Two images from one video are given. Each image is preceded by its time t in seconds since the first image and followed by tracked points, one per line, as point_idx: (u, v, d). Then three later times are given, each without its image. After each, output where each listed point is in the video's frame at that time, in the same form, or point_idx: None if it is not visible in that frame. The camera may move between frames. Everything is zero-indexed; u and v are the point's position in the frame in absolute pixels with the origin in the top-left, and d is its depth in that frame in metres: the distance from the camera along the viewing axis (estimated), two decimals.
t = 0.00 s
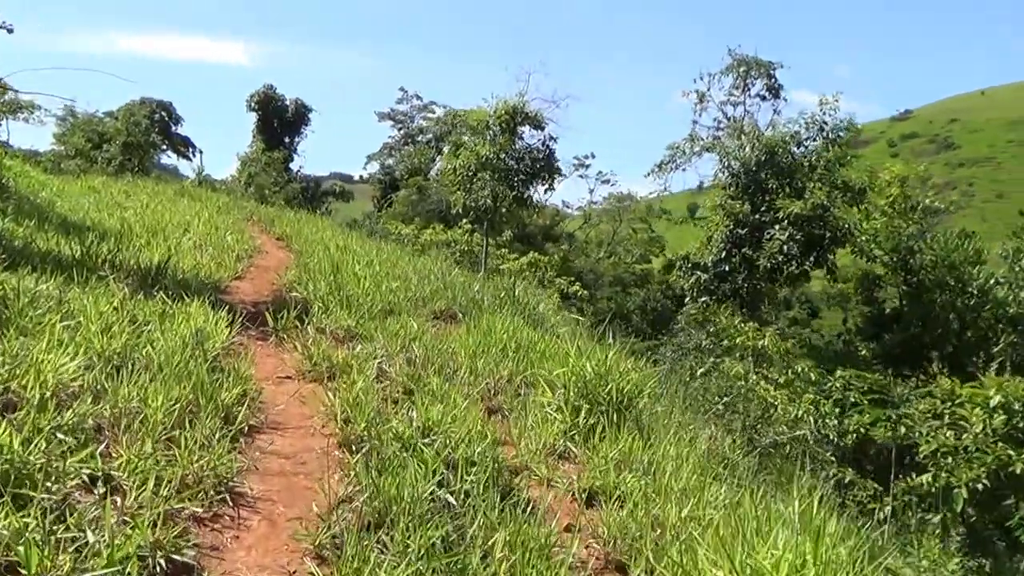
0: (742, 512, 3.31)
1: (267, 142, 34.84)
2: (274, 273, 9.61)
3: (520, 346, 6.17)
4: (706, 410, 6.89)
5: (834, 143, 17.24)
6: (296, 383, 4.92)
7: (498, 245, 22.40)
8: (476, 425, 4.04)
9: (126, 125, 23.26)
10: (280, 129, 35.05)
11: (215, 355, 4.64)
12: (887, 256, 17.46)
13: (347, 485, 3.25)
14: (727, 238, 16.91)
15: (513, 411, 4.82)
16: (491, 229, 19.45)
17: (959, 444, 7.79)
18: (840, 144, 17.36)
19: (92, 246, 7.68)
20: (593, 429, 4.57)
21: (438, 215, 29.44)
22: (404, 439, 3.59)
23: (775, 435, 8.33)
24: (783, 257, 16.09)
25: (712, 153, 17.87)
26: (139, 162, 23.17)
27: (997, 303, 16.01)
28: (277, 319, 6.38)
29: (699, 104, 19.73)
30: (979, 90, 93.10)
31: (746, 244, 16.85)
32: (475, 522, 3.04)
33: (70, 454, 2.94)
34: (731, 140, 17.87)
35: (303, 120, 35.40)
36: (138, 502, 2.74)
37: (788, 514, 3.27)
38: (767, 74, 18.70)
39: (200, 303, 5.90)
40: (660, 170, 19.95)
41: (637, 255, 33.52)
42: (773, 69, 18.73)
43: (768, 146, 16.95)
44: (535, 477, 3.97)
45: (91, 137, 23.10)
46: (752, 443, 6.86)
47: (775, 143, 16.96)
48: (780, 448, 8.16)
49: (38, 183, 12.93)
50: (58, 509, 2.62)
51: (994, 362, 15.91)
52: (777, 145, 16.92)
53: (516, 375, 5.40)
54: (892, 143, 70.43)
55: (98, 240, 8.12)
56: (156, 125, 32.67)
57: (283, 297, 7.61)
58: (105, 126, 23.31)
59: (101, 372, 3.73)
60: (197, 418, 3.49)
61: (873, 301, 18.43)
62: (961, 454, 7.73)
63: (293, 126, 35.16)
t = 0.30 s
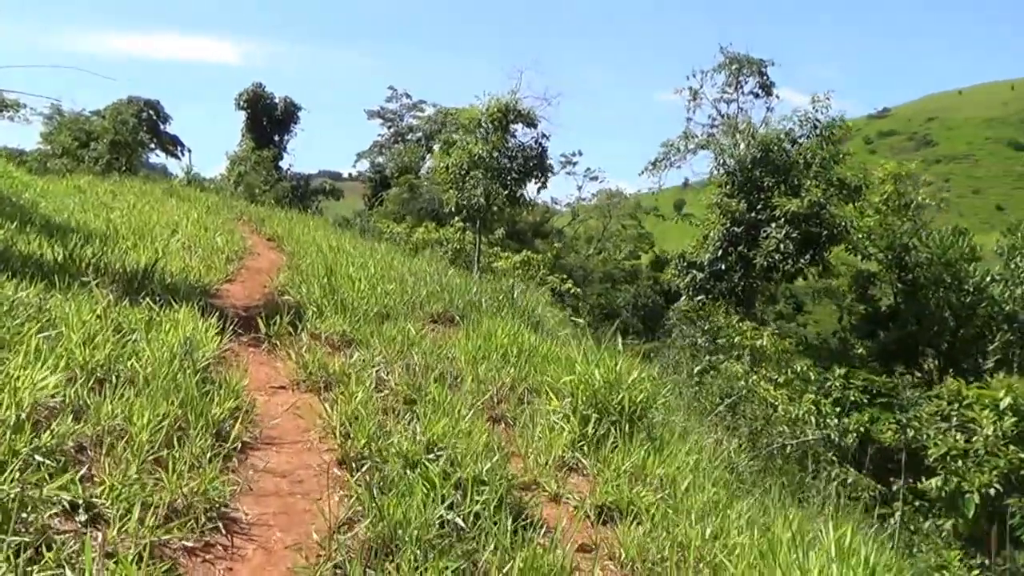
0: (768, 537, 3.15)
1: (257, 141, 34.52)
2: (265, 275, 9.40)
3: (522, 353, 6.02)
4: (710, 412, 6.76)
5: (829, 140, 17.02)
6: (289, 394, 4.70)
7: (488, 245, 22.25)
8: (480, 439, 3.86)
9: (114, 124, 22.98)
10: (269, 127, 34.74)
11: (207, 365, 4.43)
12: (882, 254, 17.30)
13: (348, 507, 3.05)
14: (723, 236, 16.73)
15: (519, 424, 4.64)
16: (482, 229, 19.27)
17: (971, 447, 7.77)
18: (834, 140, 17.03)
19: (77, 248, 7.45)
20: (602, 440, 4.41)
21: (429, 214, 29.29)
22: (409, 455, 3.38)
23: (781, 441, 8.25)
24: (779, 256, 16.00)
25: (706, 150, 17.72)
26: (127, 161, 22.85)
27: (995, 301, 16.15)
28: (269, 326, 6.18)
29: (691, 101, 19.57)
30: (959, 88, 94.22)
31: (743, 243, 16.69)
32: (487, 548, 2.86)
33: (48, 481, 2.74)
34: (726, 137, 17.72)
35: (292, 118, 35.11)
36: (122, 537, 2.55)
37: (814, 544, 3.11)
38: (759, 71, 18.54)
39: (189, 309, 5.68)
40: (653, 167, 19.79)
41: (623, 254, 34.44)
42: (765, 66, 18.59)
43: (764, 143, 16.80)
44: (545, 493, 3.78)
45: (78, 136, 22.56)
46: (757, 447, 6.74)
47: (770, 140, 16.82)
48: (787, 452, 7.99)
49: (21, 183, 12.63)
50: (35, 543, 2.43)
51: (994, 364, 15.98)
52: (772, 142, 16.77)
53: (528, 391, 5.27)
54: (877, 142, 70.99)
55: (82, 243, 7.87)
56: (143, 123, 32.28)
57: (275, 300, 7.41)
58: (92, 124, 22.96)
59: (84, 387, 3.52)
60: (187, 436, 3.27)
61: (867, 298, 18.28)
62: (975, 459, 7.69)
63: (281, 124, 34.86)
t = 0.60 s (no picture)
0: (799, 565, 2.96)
1: (245, 140, 34.20)
2: (256, 276, 9.16)
3: (525, 360, 5.84)
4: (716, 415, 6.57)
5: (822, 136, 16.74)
6: (283, 405, 4.49)
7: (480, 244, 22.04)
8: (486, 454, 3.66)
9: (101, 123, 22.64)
10: (258, 126, 34.41)
11: (196, 376, 4.21)
12: (876, 252, 16.92)
13: (348, 533, 2.85)
14: (719, 234, 16.61)
15: (525, 437, 4.43)
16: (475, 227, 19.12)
17: (980, 449, 7.63)
18: (829, 136, 16.71)
19: (59, 250, 7.19)
20: (613, 452, 4.20)
21: (420, 212, 29.04)
22: (414, 474, 3.17)
23: (785, 445, 8.08)
24: (775, 253, 15.81)
25: (700, 147, 17.54)
26: (114, 160, 22.49)
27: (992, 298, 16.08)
28: (261, 331, 5.96)
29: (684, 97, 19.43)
30: (943, 88, 95.06)
31: (738, 241, 16.58)
32: None
33: (20, 511, 2.54)
34: (719, 133, 17.52)
35: (280, 117, 34.75)
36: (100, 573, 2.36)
37: None
38: (753, 66, 18.36)
39: (177, 315, 5.44)
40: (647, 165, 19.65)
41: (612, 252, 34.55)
42: (758, 61, 18.41)
43: (758, 139, 16.59)
44: (555, 510, 3.57)
45: (64, 135, 22.33)
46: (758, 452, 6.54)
47: (764, 136, 16.61)
48: (792, 456, 7.81)
49: (3, 183, 12.31)
50: None
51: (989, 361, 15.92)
52: (766, 137, 16.57)
53: (531, 405, 5.07)
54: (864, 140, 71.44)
55: (65, 245, 7.62)
56: (130, 122, 31.90)
57: (267, 304, 7.19)
58: (78, 123, 22.65)
59: (64, 403, 3.30)
60: (174, 456, 3.06)
61: (860, 296, 17.67)
62: (988, 464, 7.45)
63: (270, 123, 34.52)
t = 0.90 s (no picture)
0: None
1: (233, 137, 33.84)
2: (245, 276, 8.93)
3: (523, 365, 5.66)
4: (717, 407, 6.43)
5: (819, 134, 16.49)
6: (274, 415, 4.28)
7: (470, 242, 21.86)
8: (489, 475, 3.49)
9: (87, 121, 22.30)
10: (245, 123, 34.07)
11: (183, 386, 4.01)
12: (867, 248, 16.73)
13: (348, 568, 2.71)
14: (712, 232, 16.35)
15: (529, 447, 4.21)
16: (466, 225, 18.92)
17: (986, 449, 7.14)
18: (825, 133, 16.47)
19: (41, 251, 6.94)
20: (622, 463, 3.97)
21: (409, 211, 28.85)
22: (417, 497, 3.01)
23: (786, 446, 7.92)
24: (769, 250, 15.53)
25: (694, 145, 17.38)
26: (100, 158, 22.16)
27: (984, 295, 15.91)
28: (251, 335, 5.75)
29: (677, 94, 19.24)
30: (926, 87, 95.90)
31: (731, 239, 16.32)
32: None
33: None
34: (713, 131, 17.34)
35: (268, 114, 34.40)
36: None
37: None
38: (748, 64, 18.19)
39: (164, 320, 5.22)
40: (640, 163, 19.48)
41: (597, 248, 34.93)
42: (754, 59, 18.23)
43: (753, 136, 16.41)
44: (566, 527, 3.39)
45: (49, 133, 22.03)
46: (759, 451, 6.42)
47: (760, 135, 16.41)
48: (795, 458, 7.63)
49: None
50: None
51: (980, 356, 15.91)
52: (761, 135, 16.36)
53: (532, 415, 4.87)
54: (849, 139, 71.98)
55: (47, 245, 7.36)
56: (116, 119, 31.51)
57: (257, 306, 6.97)
58: (64, 122, 22.32)
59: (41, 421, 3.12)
60: (160, 479, 2.91)
61: (853, 293, 17.47)
62: (996, 467, 6.99)
63: (258, 121, 34.17)
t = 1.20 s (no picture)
0: None
1: (219, 133, 33.47)
2: (231, 275, 8.68)
3: (520, 368, 5.45)
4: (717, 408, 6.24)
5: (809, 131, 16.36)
6: (265, 425, 4.05)
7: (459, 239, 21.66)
8: (495, 492, 3.31)
9: (70, 117, 21.96)
10: (231, 119, 33.69)
11: (169, 395, 3.79)
12: (856, 243, 16.28)
13: None
14: (703, 228, 15.96)
15: (530, 459, 3.97)
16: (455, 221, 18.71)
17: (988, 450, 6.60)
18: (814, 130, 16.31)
19: (18, 250, 6.68)
20: (629, 476, 3.72)
21: (397, 208, 28.59)
22: (423, 514, 2.85)
23: (784, 445, 7.72)
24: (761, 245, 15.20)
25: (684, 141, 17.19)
26: (85, 154, 21.82)
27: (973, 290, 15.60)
28: (239, 339, 5.51)
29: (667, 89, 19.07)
30: (910, 83, 96.50)
31: (722, 235, 15.96)
32: None
33: None
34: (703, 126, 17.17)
35: (254, 110, 34.04)
36: None
37: None
38: (738, 59, 18.03)
39: (147, 323, 4.98)
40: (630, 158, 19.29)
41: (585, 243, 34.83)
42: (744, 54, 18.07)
43: (743, 132, 16.12)
44: (581, 551, 3.21)
45: (32, 129, 21.72)
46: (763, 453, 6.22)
47: (750, 130, 16.12)
48: (795, 459, 7.42)
49: None
50: None
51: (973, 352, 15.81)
52: (751, 130, 16.08)
53: (536, 423, 4.66)
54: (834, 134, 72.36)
55: (24, 244, 7.10)
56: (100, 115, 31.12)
57: (244, 307, 6.74)
58: (47, 117, 21.97)
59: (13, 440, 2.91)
60: (140, 506, 2.72)
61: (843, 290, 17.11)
62: (1000, 469, 6.45)
63: (243, 116, 33.80)
